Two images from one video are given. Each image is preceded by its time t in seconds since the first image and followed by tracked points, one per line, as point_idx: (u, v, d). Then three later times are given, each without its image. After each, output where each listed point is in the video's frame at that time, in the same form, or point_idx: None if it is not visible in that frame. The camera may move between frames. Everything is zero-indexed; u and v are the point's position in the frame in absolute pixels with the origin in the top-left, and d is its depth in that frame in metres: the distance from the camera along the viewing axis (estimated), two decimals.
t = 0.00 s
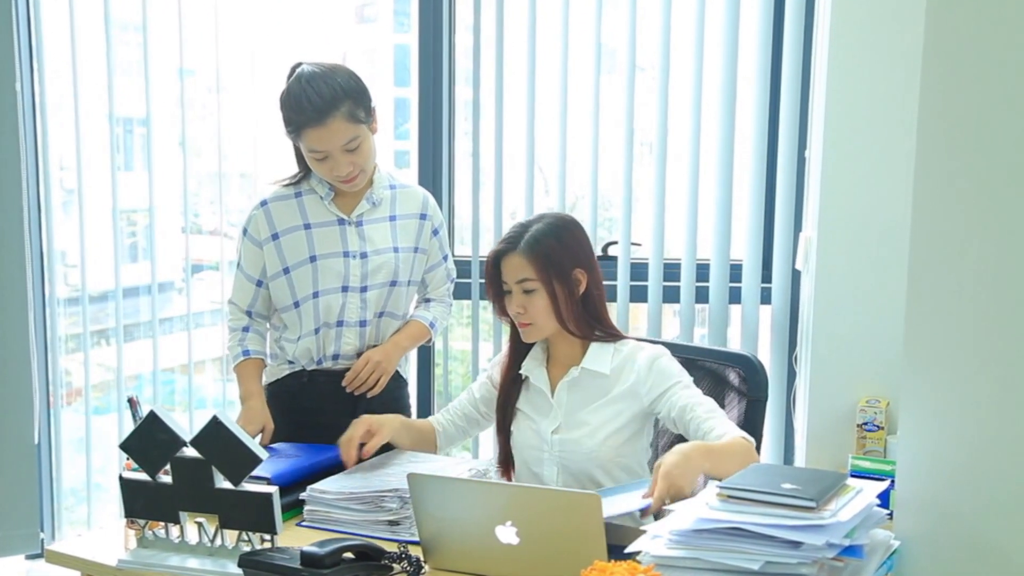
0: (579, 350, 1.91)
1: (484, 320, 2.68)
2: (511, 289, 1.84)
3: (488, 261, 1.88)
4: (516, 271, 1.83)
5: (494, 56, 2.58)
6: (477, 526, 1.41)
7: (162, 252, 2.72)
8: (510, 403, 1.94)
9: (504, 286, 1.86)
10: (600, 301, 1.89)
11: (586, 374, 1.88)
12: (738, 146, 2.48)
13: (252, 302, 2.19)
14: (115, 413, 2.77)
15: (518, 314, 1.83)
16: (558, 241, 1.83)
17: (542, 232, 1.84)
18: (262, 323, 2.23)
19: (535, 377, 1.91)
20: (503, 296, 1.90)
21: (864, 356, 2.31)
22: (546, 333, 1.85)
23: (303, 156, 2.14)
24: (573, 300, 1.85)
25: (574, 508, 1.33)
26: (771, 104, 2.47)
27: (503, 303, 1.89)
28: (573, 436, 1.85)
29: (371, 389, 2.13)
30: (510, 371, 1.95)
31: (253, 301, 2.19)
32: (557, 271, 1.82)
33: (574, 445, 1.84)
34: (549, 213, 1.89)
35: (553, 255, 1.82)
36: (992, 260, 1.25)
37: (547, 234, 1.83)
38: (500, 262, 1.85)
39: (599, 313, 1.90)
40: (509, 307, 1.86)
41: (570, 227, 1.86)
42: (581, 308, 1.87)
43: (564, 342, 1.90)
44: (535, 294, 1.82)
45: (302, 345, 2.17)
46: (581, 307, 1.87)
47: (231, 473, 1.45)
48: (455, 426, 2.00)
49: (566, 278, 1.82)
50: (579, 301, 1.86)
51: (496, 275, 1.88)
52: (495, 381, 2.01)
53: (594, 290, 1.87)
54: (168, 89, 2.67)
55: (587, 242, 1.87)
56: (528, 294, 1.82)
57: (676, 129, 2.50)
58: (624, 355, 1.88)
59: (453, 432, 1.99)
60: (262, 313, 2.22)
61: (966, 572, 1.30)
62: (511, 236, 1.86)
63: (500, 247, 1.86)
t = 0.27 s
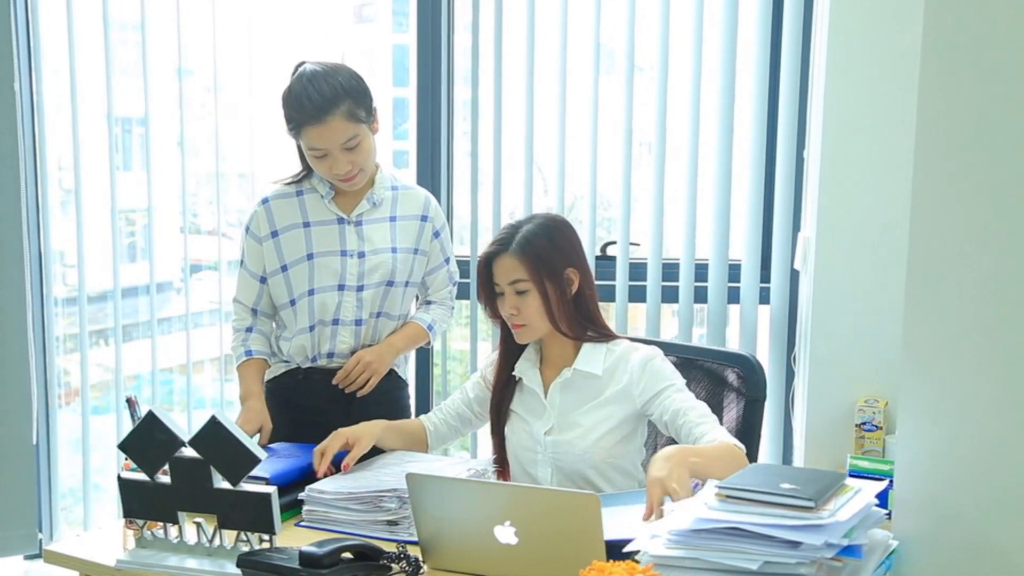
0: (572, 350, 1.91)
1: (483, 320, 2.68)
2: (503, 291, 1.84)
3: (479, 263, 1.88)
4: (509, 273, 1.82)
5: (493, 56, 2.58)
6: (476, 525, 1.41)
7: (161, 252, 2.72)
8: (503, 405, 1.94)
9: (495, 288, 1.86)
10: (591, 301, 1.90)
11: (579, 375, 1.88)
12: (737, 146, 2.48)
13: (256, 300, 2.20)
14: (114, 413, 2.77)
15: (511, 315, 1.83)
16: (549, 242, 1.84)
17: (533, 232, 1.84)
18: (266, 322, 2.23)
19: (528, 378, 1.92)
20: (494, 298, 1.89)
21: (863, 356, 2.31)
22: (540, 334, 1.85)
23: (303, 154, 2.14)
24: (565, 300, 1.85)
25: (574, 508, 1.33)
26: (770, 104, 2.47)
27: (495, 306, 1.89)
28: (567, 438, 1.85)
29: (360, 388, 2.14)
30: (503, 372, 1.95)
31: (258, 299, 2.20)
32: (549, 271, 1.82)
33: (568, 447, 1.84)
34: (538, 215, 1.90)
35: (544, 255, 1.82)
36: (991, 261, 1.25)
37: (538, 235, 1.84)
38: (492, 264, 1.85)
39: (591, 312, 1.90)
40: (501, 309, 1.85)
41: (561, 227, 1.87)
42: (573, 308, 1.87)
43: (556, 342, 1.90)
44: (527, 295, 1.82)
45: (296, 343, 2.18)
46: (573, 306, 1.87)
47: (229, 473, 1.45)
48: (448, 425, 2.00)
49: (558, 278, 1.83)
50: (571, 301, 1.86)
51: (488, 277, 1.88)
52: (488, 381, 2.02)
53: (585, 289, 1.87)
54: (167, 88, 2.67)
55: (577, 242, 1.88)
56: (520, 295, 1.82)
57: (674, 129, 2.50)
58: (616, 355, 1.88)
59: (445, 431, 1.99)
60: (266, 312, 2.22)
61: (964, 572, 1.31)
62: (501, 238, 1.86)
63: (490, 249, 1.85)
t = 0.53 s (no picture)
0: (568, 351, 1.91)
1: (481, 320, 2.68)
2: (498, 291, 1.84)
3: (475, 264, 1.88)
4: (505, 274, 1.83)
5: (490, 56, 2.58)
6: (473, 526, 1.41)
7: (158, 252, 2.72)
8: (501, 405, 1.94)
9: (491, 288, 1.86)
10: (587, 301, 1.90)
11: (573, 375, 1.89)
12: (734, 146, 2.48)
13: (256, 300, 2.21)
14: (112, 413, 2.77)
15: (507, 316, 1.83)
16: (544, 243, 1.84)
17: (528, 233, 1.84)
18: (265, 323, 2.23)
19: (525, 379, 1.92)
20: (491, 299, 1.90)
21: (861, 356, 2.31)
22: (536, 334, 1.86)
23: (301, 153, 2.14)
24: (561, 300, 1.85)
25: (571, 509, 1.33)
26: (767, 104, 2.47)
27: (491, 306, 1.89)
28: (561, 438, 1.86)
29: (355, 388, 2.14)
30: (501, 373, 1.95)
31: (257, 299, 2.21)
32: (543, 271, 1.83)
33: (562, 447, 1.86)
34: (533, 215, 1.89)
35: (540, 256, 1.83)
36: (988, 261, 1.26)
37: (533, 235, 1.84)
38: (487, 265, 1.85)
39: (587, 312, 1.90)
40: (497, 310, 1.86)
41: (555, 227, 1.87)
42: (568, 309, 1.88)
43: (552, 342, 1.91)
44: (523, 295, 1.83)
45: (291, 342, 2.17)
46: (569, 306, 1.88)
47: (227, 474, 1.45)
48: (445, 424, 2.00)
49: (554, 278, 1.84)
50: (566, 302, 1.87)
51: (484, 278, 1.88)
52: (486, 380, 2.02)
53: (581, 289, 1.87)
54: (164, 89, 2.67)
55: (573, 241, 1.88)
56: (515, 295, 1.83)
57: (672, 129, 2.50)
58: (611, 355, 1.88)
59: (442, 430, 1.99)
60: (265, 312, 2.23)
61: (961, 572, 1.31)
62: (496, 238, 1.86)
63: (486, 249, 1.86)
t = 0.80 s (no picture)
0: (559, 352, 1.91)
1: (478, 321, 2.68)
2: (492, 291, 1.84)
3: (468, 264, 1.88)
4: (498, 273, 1.83)
5: (488, 57, 2.58)
6: (471, 527, 1.41)
7: (156, 253, 2.72)
8: (496, 405, 1.95)
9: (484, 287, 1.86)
10: (581, 302, 1.89)
11: (558, 377, 1.89)
12: (731, 147, 2.48)
13: (251, 301, 2.21)
14: (110, 414, 2.77)
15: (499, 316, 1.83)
16: (538, 244, 1.84)
17: (522, 233, 1.84)
18: (261, 324, 2.23)
19: (516, 380, 1.93)
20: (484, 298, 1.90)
21: (858, 356, 2.31)
22: (528, 334, 1.85)
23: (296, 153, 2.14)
24: (553, 301, 1.85)
25: (569, 509, 1.33)
26: (765, 104, 2.47)
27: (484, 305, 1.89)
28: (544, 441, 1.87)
29: (349, 389, 2.14)
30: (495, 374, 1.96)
31: (252, 300, 2.21)
32: (537, 272, 1.82)
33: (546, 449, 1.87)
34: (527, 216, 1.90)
35: (532, 256, 1.82)
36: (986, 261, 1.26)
37: (527, 236, 1.83)
38: (480, 264, 1.85)
39: (580, 313, 1.90)
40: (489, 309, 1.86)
41: (549, 228, 1.87)
42: (560, 311, 1.87)
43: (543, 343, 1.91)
44: (515, 296, 1.82)
45: (287, 343, 2.17)
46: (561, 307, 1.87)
47: (224, 475, 1.45)
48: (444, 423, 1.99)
49: (546, 279, 1.83)
50: (558, 304, 1.86)
51: (478, 277, 1.89)
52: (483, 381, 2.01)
53: (574, 291, 1.87)
54: (162, 89, 2.67)
55: (567, 243, 1.87)
56: (508, 295, 1.82)
57: (669, 130, 2.50)
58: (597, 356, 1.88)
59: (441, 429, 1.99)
60: (260, 313, 2.23)
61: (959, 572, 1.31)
62: (490, 238, 1.86)
63: (480, 249, 1.85)
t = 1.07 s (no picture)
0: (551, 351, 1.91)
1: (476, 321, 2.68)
2: (481, 293, 1.84)
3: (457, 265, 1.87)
4: (487, 275, 1.82)
5: (486, 57, 2.58)
6: (469, 527, 1.40)
7: (155, 254, 2.72)
8: (489, 407, 1.95)
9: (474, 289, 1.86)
10: (571, 302, 1.89)
11: (548, 379, 1.88)
12: (729, 147, 2.48)
13: (247, 302, 2.20)
14: (110, 415, 2.77)
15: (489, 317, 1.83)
16: (528, 246, 1.83)
17: (510, 235, 1.83)
18: (256, 324, 2.23)
19: (509, 382, 1.92)
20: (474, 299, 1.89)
21: (856, 357, 2.31)
22: (519, 335, 1.86)
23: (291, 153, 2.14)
24: (542, 302, 1.84)
25: (567, 510, 1.33)
26: (763, 105, 2.47)
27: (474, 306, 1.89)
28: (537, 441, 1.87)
29: (348, 392, 2.14)
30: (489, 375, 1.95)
31: (247, 301, 2.20)
32: (525, 274, 1.81)
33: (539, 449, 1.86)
34: (516, 217, 1.89)
35: (522, 259, 1.81)
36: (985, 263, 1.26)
37: (515, 238, 1.83)
38: (470, 266, 1.84)
39: (572, 313, 1.90)
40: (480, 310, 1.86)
41: (538, 229, 1.86)
42: (549, 313, 1.87)
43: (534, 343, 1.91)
44: (504, 298, 1.82)
45: (282, 344, 2.17)
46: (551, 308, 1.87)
47: (222, 476, 1.45)
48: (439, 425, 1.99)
49: (535, 281, 1.82)
50: (547, 306, 1.86)
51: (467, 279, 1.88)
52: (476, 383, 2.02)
53: (564, 291, 1.86)
54: (160, 90, 2.67)
55: (557, 243, 1.86)
56: (497, 297, 1.82)
57: (667, 131, 2.50)
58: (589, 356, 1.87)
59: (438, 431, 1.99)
60: (255, 314, 2.23)
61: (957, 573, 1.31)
62: (478, 241, 1.85)
63: (469, 251, 1.85)
